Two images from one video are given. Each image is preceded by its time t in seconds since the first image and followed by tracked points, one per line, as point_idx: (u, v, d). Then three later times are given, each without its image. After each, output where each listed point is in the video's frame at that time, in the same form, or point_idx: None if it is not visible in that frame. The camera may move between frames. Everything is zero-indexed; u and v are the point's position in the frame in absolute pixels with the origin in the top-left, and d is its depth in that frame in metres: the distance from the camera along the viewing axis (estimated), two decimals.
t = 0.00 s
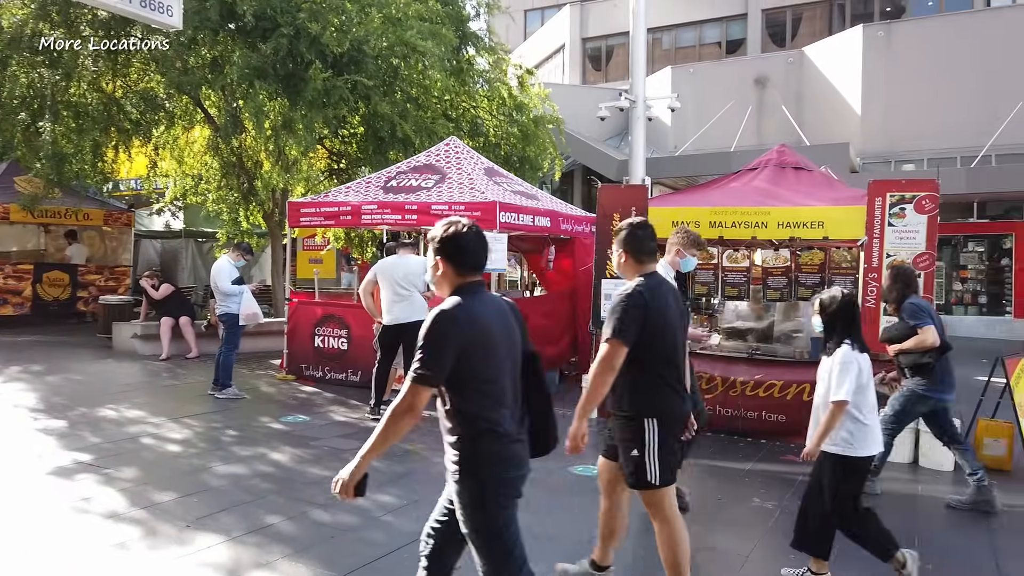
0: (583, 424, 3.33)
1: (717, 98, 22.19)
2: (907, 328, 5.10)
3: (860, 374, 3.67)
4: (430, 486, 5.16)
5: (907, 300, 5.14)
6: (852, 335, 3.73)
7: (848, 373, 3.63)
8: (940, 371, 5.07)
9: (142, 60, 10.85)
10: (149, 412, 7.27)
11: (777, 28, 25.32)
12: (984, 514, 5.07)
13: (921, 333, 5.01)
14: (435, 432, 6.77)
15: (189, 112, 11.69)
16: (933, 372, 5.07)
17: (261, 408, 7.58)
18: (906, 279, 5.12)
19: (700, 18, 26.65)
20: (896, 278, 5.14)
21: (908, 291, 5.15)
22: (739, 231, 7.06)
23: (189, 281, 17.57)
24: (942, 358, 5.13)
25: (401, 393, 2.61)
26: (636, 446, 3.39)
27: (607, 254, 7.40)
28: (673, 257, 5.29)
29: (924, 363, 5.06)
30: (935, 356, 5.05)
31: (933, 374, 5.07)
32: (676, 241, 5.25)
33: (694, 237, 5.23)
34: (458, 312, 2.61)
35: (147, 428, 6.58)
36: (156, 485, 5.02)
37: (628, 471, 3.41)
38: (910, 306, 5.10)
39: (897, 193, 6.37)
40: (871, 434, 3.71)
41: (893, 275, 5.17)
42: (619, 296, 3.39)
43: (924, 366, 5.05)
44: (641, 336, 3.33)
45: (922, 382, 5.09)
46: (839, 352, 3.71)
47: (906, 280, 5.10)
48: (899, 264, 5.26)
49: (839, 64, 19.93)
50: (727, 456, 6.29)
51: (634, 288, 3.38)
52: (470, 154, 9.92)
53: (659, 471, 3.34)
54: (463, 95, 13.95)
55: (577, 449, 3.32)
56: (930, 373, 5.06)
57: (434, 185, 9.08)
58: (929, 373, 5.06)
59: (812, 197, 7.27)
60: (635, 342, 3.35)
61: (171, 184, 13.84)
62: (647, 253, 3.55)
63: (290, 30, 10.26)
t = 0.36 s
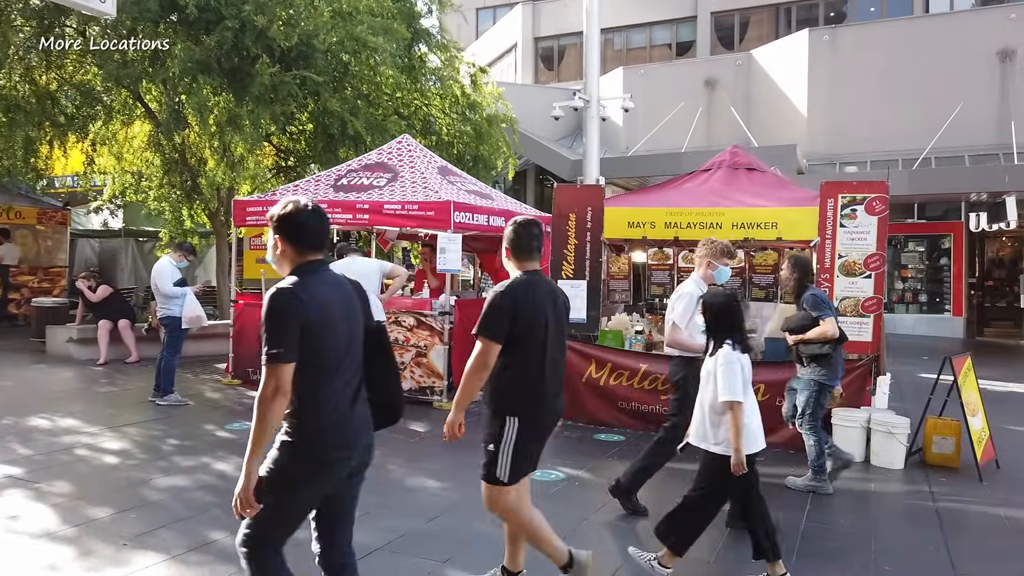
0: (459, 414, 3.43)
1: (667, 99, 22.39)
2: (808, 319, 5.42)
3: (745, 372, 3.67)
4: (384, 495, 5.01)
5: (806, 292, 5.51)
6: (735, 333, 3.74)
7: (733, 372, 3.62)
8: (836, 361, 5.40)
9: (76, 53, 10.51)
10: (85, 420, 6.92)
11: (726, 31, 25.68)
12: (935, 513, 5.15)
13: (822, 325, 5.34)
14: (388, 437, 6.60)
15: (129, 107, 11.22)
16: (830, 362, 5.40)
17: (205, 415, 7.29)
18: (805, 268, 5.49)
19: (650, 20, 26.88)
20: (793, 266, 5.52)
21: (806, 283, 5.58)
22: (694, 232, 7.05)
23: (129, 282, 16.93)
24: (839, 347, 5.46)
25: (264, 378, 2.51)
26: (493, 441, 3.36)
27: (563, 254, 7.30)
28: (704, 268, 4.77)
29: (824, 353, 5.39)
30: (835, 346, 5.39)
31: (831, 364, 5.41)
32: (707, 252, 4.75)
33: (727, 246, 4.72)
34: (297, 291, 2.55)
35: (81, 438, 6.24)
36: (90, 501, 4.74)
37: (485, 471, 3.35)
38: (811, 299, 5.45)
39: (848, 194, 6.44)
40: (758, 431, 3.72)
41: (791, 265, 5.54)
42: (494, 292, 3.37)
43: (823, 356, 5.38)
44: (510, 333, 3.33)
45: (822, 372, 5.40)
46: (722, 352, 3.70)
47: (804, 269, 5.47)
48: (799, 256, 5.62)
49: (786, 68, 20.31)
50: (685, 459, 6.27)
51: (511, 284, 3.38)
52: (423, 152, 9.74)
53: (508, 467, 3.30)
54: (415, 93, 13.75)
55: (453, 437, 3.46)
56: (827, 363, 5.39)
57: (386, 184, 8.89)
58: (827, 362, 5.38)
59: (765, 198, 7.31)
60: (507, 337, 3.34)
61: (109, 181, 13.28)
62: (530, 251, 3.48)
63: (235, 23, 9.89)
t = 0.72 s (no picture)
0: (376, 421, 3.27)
1: (619, 101, 22.53)
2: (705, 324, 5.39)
3: (622, 366, 3.65)
4: (339, 505, 4.82)
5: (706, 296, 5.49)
6: (617, 328, 3.71)
7: (611, 366, 3.59)
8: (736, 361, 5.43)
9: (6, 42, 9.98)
10: (16, 430, 6.53)
11: (675, 35, 25.97)
12: (891, 512, 5.20)
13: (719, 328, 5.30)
14: (341, 444, 6.40)
15: (64, 100, 10.69)
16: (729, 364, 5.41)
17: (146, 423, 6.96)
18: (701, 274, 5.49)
19: (601, 22, 27.02)
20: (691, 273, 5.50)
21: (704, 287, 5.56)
22: (651, 232, 7.02)
23: (64, 283, 16.22)
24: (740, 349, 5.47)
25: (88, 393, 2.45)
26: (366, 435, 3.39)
27: (520, 255, 7.21)
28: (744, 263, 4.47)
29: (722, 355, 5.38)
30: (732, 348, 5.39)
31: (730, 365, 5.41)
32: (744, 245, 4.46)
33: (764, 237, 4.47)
34: (114, 303, 2.49)
35: (11, 450, 5.88)
36: (21, 518, 4.44)
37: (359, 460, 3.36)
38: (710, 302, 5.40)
39: (803, 196, 6.49)
40: (635, 426, 3.71)
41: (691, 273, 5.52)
42: (381, 293, 3.33)
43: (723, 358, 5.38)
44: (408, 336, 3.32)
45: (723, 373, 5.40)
46: (601, 347, 3.66)
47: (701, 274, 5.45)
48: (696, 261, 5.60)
49: (733, 72, 20.62)
50: (645, 461, 6.23)
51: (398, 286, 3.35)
52: (375, 150, 9.53)
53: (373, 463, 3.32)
54: (366, 90, 13.47)
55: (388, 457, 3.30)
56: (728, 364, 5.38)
57: (338, 182, 8.65)
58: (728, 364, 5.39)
59: (721, 199, 7.33)
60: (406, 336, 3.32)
61: (42, 177, 12.67)
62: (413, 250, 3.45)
63: (179, 14, 9.48)
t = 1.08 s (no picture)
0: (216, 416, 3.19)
1: (561, 103, 22.63)
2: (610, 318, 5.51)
3: (500, 369, 3.68)
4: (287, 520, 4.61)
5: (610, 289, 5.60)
6: (500, 331, 3.71)
7: (486, 370, 3.62)
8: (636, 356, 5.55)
9: None
10: None
11: (616, 39, 26.26)
12: (840, 512, 5.29)
13: (623, 323, 5.44)
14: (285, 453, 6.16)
15: None
16: (630, 359, 5.52)
17: (73, 434, 6.56)
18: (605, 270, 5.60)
19: (543, 24, 27.10)
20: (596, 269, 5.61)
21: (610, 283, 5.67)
22: (603, 235, 6.99)
23: None
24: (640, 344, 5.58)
25: None
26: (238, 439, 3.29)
27: (470, 258, 7.14)
28: (782, 280, 4.31)
29: (623, 351, 5.51)
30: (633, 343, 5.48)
31: (630, 361, 5.53)
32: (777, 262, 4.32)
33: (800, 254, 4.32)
34: None
35: None
36: None
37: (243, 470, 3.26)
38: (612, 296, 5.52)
39: (752, 200, 6.56)
40: (518, 427, 3.70)
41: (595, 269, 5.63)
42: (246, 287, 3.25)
43: (625, 354, 5.50)
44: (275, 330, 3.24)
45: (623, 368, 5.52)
46: (481, 351, 3.69)
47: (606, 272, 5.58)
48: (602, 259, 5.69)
49: (673, 76, 20.94)
50: (598, 465, 6.20)
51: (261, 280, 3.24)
52: (319, 148, 9.26)
53: (258, 467, 3.23)
54: (306, 87, 13.14)
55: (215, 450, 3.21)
56: (629, 359, 5.51)
57: (279, 181, 8.36)
58: (629, 359, 5.52)
59: (670, 203, 7.37)
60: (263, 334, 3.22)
61: None
62: (283, 245, 3.39)
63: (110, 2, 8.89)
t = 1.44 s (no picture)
0: (57, 415, 3.16)
1: (509, 103, 22.58)
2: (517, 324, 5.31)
3: (391, 361, 3.60)
4: (235, 532, 4.40)
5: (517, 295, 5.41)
6: (389, 325, 3.67)
7: (378, 363, 3.55)
8: (545, 362, 5.42)
9: None
10: None
11: (563, 39, 26.36)
12: (796, 510, 5.35)
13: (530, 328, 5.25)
14: (232, 460, 5.92)
15: None
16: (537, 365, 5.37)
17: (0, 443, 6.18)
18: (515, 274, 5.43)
19: (490, 24, 27.01)
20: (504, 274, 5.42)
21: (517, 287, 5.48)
22: (558, 234, 6.94)
23: None
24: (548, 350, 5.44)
25: None
26: (132, 451, 3.14)
27: (424, 257, 7.04)
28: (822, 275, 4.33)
29: (531, 357, 5.34)
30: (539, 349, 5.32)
31: (538, 368, 5.40)
32: (816, 257, 4.30)
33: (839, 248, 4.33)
34: None
35: None
36: None
37: (128, 475, 3.16)
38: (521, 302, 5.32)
39: (706, 200, 6.58)
40: (407, 418, 3.63)
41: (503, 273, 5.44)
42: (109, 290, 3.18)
43: (532, 360, 5.33)
44: (121, 332, 3.10)
45: (530, 374, 5.37)
46: (369, 345, 3.62)
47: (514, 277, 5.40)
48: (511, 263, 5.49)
49: (619, 78, 21.09)
50: (555, 467, 6.13)
51: (120, 282, 3.15)
52: (264, 144, 8.97)
53: (155, 474, 3.10)
54: (248, 80, 12.77)
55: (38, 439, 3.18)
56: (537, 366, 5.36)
57: (223, 177, 8.07)
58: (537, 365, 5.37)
59: (624, 203, 7.36)
60: (116, 336, 3.11)
61: None
62: (151, 243, 3.26)
63: None
